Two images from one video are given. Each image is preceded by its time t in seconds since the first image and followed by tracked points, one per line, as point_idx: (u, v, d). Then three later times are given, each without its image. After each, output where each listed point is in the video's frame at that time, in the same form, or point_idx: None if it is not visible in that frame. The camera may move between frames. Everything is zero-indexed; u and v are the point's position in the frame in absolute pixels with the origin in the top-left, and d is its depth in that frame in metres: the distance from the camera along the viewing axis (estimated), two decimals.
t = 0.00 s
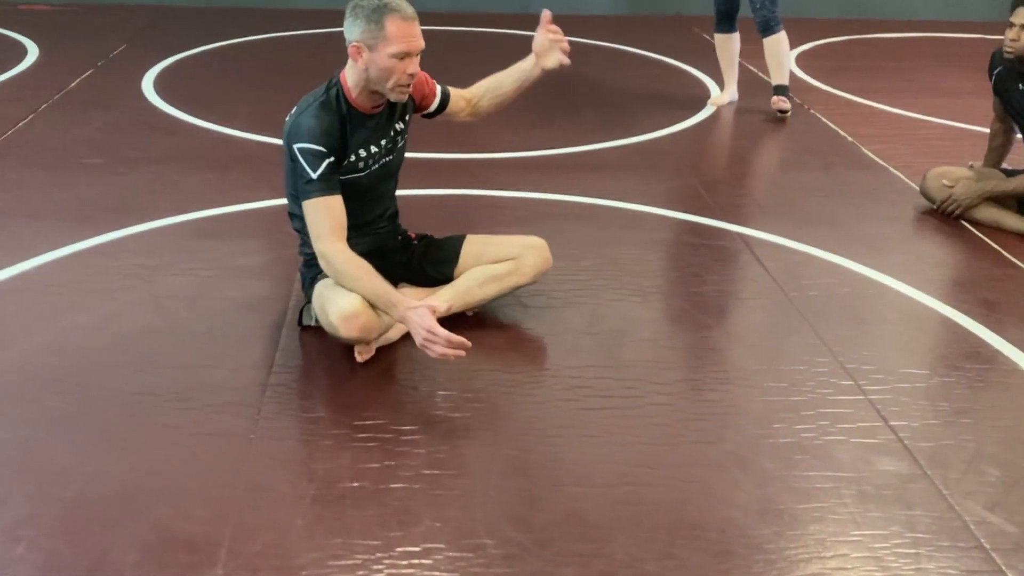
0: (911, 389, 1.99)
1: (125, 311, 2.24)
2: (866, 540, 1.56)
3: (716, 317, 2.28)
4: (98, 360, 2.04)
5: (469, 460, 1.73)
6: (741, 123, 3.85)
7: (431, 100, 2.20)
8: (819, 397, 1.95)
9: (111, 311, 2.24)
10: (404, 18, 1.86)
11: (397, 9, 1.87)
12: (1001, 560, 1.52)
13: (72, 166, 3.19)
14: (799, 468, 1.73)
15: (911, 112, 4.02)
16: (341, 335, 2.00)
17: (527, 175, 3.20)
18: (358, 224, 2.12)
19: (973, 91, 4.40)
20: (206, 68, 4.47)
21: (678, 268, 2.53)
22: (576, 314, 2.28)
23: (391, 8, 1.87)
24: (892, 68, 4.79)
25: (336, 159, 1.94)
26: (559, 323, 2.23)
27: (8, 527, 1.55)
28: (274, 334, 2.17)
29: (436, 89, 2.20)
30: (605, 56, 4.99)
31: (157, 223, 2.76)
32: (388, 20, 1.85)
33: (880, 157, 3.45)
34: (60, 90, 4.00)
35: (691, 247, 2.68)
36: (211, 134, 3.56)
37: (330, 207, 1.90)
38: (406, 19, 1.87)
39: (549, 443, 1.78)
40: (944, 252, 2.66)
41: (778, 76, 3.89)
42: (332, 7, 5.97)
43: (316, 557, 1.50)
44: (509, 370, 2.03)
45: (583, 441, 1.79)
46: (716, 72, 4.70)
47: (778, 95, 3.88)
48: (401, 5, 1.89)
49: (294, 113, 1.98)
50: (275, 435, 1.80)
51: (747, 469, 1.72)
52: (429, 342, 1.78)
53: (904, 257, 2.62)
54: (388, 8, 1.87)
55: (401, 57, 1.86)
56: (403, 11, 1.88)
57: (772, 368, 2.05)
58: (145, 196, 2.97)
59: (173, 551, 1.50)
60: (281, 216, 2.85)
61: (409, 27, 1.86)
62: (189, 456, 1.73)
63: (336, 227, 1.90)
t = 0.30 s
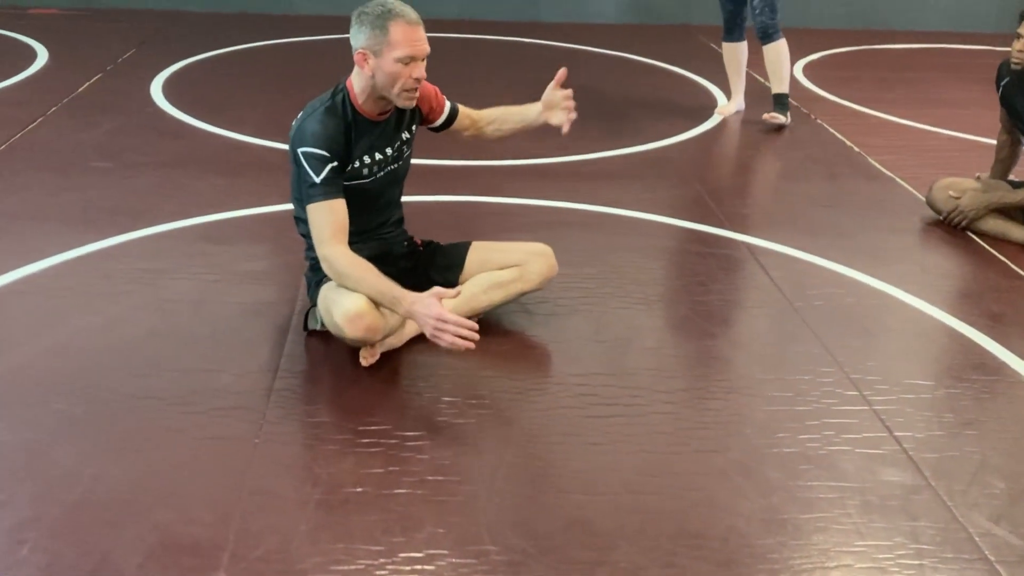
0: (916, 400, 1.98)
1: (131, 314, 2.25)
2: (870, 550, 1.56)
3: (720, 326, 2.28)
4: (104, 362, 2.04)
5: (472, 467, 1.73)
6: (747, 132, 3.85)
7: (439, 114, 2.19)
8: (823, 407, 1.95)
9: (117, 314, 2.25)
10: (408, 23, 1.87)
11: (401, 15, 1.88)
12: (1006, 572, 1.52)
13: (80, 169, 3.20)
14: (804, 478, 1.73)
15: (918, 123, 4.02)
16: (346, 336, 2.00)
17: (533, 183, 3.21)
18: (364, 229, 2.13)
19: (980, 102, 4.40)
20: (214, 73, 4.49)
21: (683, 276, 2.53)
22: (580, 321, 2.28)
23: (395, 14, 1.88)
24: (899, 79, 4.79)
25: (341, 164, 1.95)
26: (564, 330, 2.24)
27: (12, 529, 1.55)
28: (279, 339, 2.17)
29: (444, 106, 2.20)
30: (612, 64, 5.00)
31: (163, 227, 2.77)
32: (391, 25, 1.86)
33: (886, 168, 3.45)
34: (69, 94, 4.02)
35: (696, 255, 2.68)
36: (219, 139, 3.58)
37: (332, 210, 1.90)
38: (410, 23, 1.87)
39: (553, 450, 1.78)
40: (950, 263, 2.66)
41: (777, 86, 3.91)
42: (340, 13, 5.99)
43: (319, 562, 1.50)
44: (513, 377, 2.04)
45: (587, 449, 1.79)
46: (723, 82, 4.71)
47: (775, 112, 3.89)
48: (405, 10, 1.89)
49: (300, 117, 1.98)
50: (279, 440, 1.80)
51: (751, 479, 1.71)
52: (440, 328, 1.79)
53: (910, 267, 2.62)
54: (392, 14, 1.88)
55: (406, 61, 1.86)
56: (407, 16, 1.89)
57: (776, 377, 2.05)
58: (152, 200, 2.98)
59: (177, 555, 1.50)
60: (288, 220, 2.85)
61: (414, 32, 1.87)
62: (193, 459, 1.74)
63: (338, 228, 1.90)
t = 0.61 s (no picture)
0: (920, 412, 1.98)
1: (138, 316, 2.26)
2: (874, 561, 1.56)
3: (725, 335, 2.28)
4: (110, 364, 2.05)
5: (476, 473, 1.74)
6: (753, 142, 3.86)
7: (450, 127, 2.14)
8: (827, 418, 1.95)
9: (123, 316, 2.26)
10: (403, 44, 1.85)
11: (396, 36, 1.86)
12: None
13: (88, 171, 3.21)
14: (807, 487, 1.73)
15: (924, 135, 4.02)
16: (351, 345, 2.00)
17: (538, 190, 3.21)
18: (368, 239, 2.13)
19: (986, 114, 4.40)
20: (222, 77, 4.51)
21: (687, 285, 2.54)
22: (585, 329, 2.28)
23: (390, 34, 1.86)
24: (906, 90, 4.80)
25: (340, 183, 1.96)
26: (569, 338, 2.24)
27: (18, 528, 1.56)
28: (284, 343, 2.18)
29: (456, 121, 2.14)
30: (619, 72, 5.02)
31: (170, 230, 2.78)
32: (386, 47, 1.84)
33: (892, 179, 3.45)
34: (77, 96, 4.04)
35: (701, 264, 2.68)
36: (226, 143, 3.59)
37: (333, 228, 1.94)
38: (405, 44, 1.85)
39: (558, 457, 1.79)
40: (955, 275, 2.66)
41: (740, 93, 3.94)
42: (347, 19, 6.01)
43: (323, 565, 1.50)
44: (518, 384, 2.04)
45: (591, 456, 1.79)
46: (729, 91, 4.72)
47: (735, 114, 3.94)
48: (401, 30, 1.87)
49: (304, 132, 1.99)
50: (284, 443, 1.80)
51: (755, 488, 1.72)
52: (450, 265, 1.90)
53: (915, 279, 2.62)
54: (387, 34, 1.86)
55: (401, 84, 1.85)
56: (403, 36, 1.87)
57: (780, 387, 2.05)
58: (158, 203, 2.99)
59: (181, 556, 1.51)
60: (294, 224, 2.86)
61: (409, 52, 1.85)
62: (198, 461, 1.74)
63: (338, 243, 1.95)
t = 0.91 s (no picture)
0: (931, 420, 2.00)
1: (152, 316, 2.26)
2: (889, 567, 1.57)
3: (736, 341, 2.30)
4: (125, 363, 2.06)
5: (492, 475, 1.75)
6: (760, 149, 3.88)
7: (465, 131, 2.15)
8: (839, 424, 1.96)
9: (136, 316, 2.26)
10: (415, 56, 1.85)
11: (408, 48, 1.86)
12: None
13: (99, 171, 3.22)
14: (821, 494, 1.74)
15: (930, 144, 4.04)
16: (367, 352, 2.01)
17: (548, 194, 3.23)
18: (381, 244, 2.14)
19: (992, 124, 4.42)
20: (230, 77, 4.52)
21: (698, 291, 2.55)
22: (597, 333, 2.30)
23: (403, 46, 1.86)
24: (911, 99, 4.82)
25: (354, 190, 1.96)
26: (581, 342, 2.25)
27: (37, 526, 1.56)
28: (298, 344, 2.19)
29: (472, 123, 2.15)
30: (626, 78, 5.04)
31: (182, 230, 2.79)
32: (398, 59, 1.84)
33: (900, 188, 3.47)
34: (86, 96, 4.05)
35: (711, 270, 2.69)
36: (236, 144, 3.60)
37: (349, 234, 1.93)
38: (418, 56, 1.85)
39: (572, 461, 1.80)
40: (963, 284, 2.67)
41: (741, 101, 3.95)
42: (353, 22, 6.03)
43: (341, 566, 1.51)
44: (532, 387, 2.05)
45: (606, 460, 1.80)
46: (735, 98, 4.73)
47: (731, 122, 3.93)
48: (414, 42, 1.87)
49: (317, 138, 1.99)
50: (300, 444, 1.81)
51: (770, 494, 1.73)
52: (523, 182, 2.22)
53: (924, 287, 2.64)
54: (400, 46, 1.86)
55: (413, 96, 1.85)
56: (416, 48, 1.87)
57: (792, 394, 2.07)
58: (169, 203, 3.00)
59: (200, 555, 1.52)
60: (305, 226, 2.87)
61: (421, 65, 1.85)
62: (215, 461, 1.75)
63: (355, 250, 1.94)
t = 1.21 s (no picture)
0: (916, 417, 2.04)
1: (142, 309, 2.26)
2: (877, 560, 1.60)
3: (724, 338, 2.33)
4: (116, 355, 2.05)
5: (486, 468, 1.76)
6: (745, 152, 3.92)
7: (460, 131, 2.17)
8: (827, 421, 2.00)
9: (127, 309, 2.25)
10: (413, 53, 1.86)
11: (406, 44, 1.87)
12: None
13: (85, 165, 3.20)
14: (810, 488, 1.77)
15: (911, 149, 4.11)
16: (359, 345, 2.01)
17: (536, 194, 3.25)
18: (374, 239, 2.14)
19: (971, 131, 4.50)
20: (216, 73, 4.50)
21: (686, 290, 2.58)
22: (588, 330, 2.32)
23: (400, 43, 1.87)
24: (892, 105, 4.89)
25: (348, 182, 1.97)
26: (572, 338, 2.27)
27: (31, 516, 1.56)
28: (290, 338, 2.19)
29: (467, 122, 2.17)
30: (611, 80, 5.07)
31: (171, 224, 2.78)
32: (396, 56, 1.86)
33: (882, 192, 3.52)
34: (70, 89, 4.02)
35: (698, 270, 2.73)
36: (223, 140, 3.59)
37: (342, 228, 1.94)
38: (415, 53, 1.87)
39: (566, 454, 1.82)
40: (945, 286, 2.72)
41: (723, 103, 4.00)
42: (339, 20, 6.02)
43: (339, 556, 1.52)
44: (524, 383, 2.07)
45: (599, 454, 1.82)
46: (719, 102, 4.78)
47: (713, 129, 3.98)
48: (411, 38, 1.88)
49: (312, 130, 1.99)
50: (294, 436, 1.82)
51: (760, 488, 1.76)
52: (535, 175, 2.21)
53: (906, 288, 2.69)
54: (397, 43, 1.87)
55: (410, 92, 1.87)
56: (413, 45, 1.88)
57: (780, 391, 2.10)
58: (158, 198, 2.98)
59: (197, 546, 1.52)
60: (295, 221, 2.87)
61: (418, 61, 1.86)
62: (209, 453, 1.75)
63: (348, 244, 1.94)
